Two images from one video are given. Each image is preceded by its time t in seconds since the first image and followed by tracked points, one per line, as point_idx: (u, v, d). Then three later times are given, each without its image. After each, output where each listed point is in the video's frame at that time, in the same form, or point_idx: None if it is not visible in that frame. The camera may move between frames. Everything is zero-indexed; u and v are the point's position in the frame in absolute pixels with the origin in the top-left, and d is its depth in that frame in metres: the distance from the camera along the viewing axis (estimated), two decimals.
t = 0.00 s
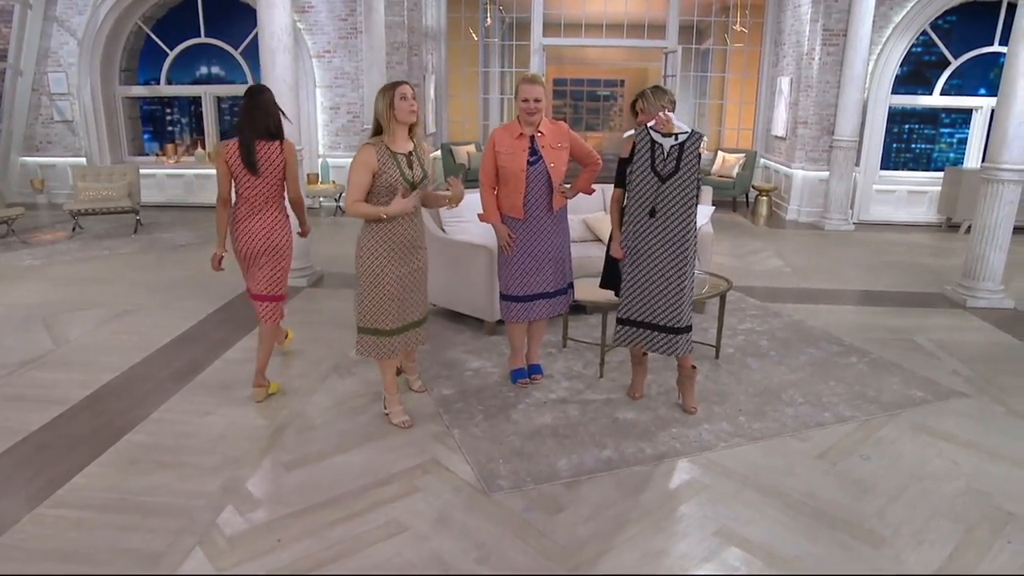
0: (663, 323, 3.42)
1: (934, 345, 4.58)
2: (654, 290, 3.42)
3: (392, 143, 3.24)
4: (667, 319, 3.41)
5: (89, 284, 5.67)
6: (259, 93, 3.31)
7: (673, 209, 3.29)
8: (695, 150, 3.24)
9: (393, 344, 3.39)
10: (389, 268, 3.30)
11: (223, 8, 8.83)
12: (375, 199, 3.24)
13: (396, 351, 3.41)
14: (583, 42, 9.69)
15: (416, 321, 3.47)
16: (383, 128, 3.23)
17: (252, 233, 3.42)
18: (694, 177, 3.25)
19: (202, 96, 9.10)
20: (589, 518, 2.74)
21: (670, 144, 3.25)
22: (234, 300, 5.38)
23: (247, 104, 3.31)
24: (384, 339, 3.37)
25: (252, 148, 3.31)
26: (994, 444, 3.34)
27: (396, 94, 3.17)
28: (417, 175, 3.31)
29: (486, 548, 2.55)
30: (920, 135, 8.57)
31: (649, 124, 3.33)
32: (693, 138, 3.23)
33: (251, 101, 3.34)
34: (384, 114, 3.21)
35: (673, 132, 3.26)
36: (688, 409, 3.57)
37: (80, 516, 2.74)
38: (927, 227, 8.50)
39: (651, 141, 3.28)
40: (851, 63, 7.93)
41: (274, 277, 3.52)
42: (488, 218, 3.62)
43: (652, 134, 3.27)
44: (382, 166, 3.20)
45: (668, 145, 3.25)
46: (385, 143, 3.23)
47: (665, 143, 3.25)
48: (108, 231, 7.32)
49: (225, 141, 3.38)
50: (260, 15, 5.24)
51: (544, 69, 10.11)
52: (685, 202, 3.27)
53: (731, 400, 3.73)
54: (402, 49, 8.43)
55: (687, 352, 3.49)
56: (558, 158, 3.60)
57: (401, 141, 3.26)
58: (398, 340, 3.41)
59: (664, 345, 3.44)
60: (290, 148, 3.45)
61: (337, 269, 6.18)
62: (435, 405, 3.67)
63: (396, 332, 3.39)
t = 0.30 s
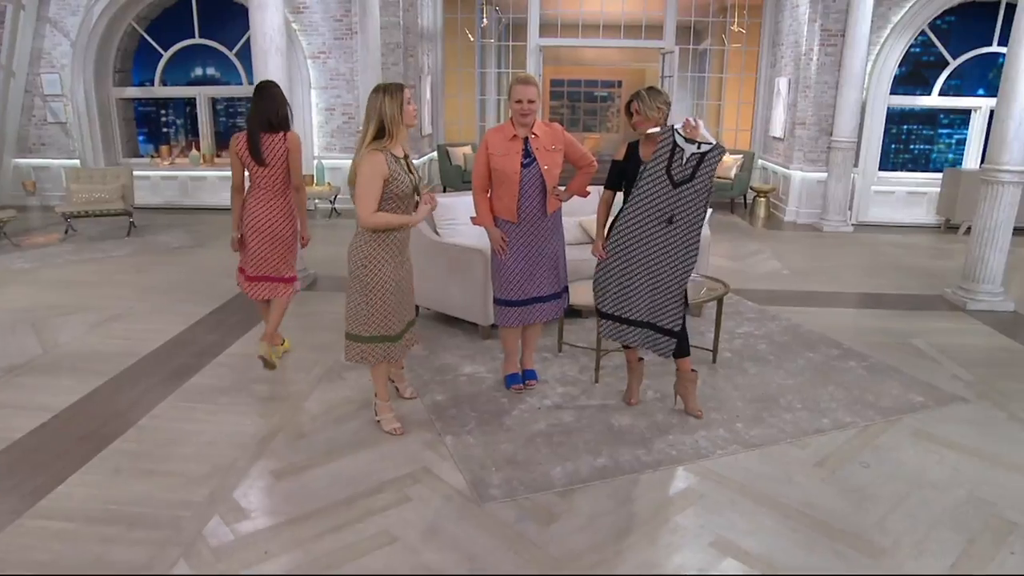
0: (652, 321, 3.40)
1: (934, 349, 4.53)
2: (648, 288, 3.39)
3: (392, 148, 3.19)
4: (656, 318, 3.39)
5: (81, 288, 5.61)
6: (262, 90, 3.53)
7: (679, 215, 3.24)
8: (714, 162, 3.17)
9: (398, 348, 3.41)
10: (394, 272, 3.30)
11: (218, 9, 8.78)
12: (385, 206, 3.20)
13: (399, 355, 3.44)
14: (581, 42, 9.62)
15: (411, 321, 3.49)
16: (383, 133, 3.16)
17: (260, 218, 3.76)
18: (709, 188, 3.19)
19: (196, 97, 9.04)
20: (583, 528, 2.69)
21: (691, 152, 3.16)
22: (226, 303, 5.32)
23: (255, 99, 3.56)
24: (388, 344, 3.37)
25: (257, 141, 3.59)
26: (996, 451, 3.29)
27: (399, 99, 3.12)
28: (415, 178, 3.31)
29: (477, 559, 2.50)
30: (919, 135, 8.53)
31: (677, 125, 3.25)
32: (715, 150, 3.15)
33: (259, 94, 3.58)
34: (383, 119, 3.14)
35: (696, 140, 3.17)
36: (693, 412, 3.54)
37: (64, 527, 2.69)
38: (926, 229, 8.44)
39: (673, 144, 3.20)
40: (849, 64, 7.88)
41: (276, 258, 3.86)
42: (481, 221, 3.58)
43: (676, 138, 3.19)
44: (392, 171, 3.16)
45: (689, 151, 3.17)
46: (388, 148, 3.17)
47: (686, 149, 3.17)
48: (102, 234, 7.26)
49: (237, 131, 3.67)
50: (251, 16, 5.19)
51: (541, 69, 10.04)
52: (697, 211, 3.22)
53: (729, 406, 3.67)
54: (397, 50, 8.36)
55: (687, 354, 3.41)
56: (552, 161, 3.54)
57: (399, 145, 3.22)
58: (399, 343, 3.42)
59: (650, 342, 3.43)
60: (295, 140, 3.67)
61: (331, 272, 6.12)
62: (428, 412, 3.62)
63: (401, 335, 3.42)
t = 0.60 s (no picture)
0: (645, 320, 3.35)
1: (937, 353, 4.47)
2: (646, 286, 3.33)
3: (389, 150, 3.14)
4: (650, 318, 3.34)
5: (74, 291, 5.55)
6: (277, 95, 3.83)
7: (686, 219, 3.19)
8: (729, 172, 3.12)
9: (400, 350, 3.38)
10: (394, 275, 3.26)
11: (215, 9, 8.73)
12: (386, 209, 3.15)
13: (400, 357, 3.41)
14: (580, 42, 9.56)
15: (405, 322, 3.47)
16: (381, 135, 3.10)
17: (266, 214, 4.07)
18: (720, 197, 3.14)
19: (194, 98, 8.99)
20: (579, 540, 2.63)
21: (708, 158, 3.11)
22: (220, 306, 5.26)
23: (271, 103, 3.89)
24: (389, 349, 3.33)
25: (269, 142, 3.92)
26: (1001, 459, 3.23)
27: (397, 101, 3.08)
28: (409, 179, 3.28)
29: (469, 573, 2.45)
30: (920, 136, 8.47)
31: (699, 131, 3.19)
32: (732, 160, 3.10)
33: (278, 99, 3.92)
34: (381, 120, 3.08)
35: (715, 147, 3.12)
36: (693, 420, 3.48)
37: (47, 541, 2.64)
38: (928, 230, 8.38)
39: (691, 150, 3.15)
40: (851, 64, 7.81)
41: (281, 252, 4.15)
42: (476, 224, 3.51)
43: (695, 144, 3.14)
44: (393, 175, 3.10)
45: (705, 157, 3.12)
46: (386, 151, 3.11)
47: (703, 155, 3.12)
48: (97, 236, 7.20)
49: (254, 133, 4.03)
50: (245, 15, 5.13)
51: (540, 70, 9.97)
52: (705, 218, 3.16)
53: (729, 413, 3.61)
54: (395, 50, 8.31)
55: (685, 360, 3.37)
56: (550, 163, 3.48)
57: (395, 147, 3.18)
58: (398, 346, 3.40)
59: (641, 341, 3.37)
60: (305, 143, 3.97)
61: (327, 275, 6.06)
62: (421, 420, 3.56)
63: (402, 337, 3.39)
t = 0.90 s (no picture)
0: (644, 323, 3.29)
1: (941, 359, 4.40)
2: (644, 288, 3.27)
3: (378, 151, 3.08)
4: (649, 320, 3.28)
5: (67, 295, 5.49)
6: (298, 94, 4.11)
7: (687, 220, 3.13)
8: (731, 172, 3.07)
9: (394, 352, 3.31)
10: (386, 278, 3.19)
11: (211, 10, 8.68)
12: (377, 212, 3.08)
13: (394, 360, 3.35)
14: (579, 43, 9.50)
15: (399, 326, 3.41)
16: (370, 136, 3.03)
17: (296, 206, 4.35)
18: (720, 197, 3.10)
19: (190, 99, 8.93)
20: (575, 553, 2.57)
21: (709, 158, 3.05)
22: (215, 310, 5.19)
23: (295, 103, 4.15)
24: (383, 352, 3.26)
25: (292, 138, 4.18)
26: (1006, 468, 3.16)
27: (385, 102, 3.03)
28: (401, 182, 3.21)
29: None
30: (922, 137, 8.40)
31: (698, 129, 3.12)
32: (733, 160, 3.06)
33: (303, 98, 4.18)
34: (368, 121, 3.02)
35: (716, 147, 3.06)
36: (691, 428, 3.42)
37: (31, 554, 2.59)
38: (930, 232, 8.30)
39: (692, 149, 3.09)
40: (853, 64, 7.75)
41: (311, 241, 4.40)
42: (472, 229, 3.44)
43: (696, 143, 3.07)
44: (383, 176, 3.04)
45: (706, 157, 3.06)
46: (375, 153, 3.05)
47: (704, 155, 3.06)
48: (92, 238, 7.13)
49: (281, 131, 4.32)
50: (239, 16, 5.06)
51: (539, 71, 9.90)
52: (706, 218, 3.12)
53: (728, 420, 3.55)
54: (393, 51, 8.26)
55: (684, 366, 3.31)
56: (546, 166, 3.41)
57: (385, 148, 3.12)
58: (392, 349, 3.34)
59: (641, 345, 3.31)
60: (323, 139, 4.17)
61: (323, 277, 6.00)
62: (415, 428, 3.50)
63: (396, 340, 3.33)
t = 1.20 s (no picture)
0: (649, 331, 3.19)
1: (951, 365, 4.28)
2: (648, 295, 3.18)
3: (368, 151, 3.07)
4: (654, 327, 3.18)
5: (62, 297, 5.42)
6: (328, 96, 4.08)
7: (692, 223, 3.03)
8: (737, 174, 2.95)
9: (380, 354, 3.24)
10: (372, 279, 3.13)
11: (210, 9, 8.61)
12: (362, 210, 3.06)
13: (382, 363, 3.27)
14: (582, 42, 9.40)
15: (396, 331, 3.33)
16: (359, 136, 3.05)
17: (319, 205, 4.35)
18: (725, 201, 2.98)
19: (189, 100, 8.86)
20: (572, 569, 2.47)
21: (713, 160, 2.95)
22: (211, 313, 5.11)
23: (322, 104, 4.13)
24: (370, 352, 3.20)
25: (320, 140, 4.16)
26: (1021, 480, 3.05)
27: (374, 102, 3.02)
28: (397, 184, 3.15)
29: None
30: (931, 137, 8.28)
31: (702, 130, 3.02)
32: (739, 161, 2.94)
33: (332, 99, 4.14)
34: (357, 120, 3.04)
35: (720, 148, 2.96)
36: (693, 438, 3.31)
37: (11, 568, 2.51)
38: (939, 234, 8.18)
39: (694, 150, 2.99)
40: (860, 63, 7.63)
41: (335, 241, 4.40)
42: (469, 233, 3.35)
43: (699, 143, 2.98)
44: (364, 173, 3.02)
45: (710, 159, 2.95)
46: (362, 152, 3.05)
47: (708, 157, 2.95)
48: (89, 240, 7.07)
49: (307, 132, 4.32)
50: (235, 14, 4.94)
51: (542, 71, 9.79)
52: (711, 222, 3.00)
53: (733, 429, 3.45)
54: (393, 51, 8.18)
55: (687, 374, 3.19)
56: (545, 168, 3.32)
57: (378, 149, 3.11)
58: (383, 351, 3.26)
59: (646, 353, 3.22)
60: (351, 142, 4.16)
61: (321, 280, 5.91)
62: (411, 437, 3.41)
63: (383, 343, 3.24)
